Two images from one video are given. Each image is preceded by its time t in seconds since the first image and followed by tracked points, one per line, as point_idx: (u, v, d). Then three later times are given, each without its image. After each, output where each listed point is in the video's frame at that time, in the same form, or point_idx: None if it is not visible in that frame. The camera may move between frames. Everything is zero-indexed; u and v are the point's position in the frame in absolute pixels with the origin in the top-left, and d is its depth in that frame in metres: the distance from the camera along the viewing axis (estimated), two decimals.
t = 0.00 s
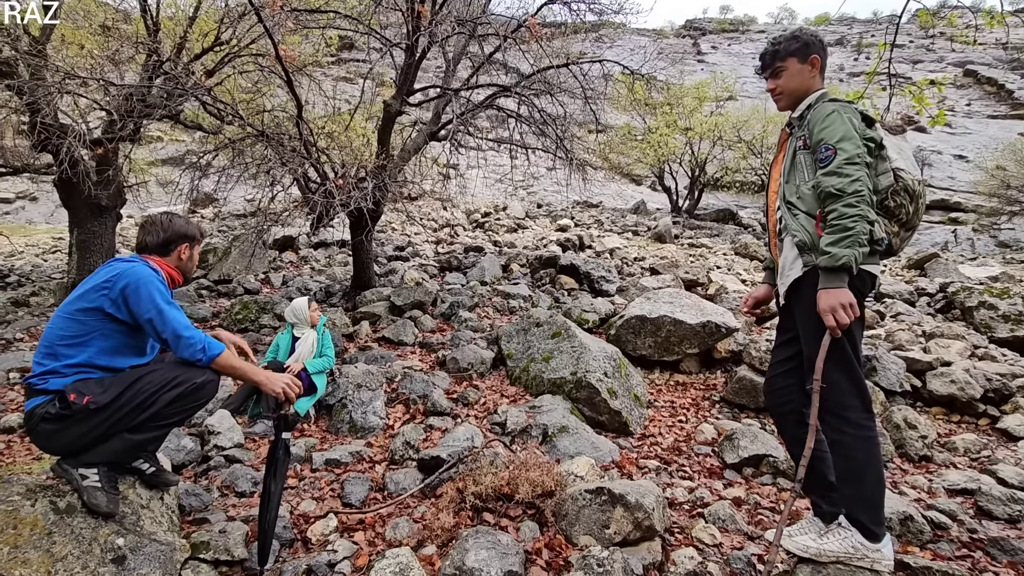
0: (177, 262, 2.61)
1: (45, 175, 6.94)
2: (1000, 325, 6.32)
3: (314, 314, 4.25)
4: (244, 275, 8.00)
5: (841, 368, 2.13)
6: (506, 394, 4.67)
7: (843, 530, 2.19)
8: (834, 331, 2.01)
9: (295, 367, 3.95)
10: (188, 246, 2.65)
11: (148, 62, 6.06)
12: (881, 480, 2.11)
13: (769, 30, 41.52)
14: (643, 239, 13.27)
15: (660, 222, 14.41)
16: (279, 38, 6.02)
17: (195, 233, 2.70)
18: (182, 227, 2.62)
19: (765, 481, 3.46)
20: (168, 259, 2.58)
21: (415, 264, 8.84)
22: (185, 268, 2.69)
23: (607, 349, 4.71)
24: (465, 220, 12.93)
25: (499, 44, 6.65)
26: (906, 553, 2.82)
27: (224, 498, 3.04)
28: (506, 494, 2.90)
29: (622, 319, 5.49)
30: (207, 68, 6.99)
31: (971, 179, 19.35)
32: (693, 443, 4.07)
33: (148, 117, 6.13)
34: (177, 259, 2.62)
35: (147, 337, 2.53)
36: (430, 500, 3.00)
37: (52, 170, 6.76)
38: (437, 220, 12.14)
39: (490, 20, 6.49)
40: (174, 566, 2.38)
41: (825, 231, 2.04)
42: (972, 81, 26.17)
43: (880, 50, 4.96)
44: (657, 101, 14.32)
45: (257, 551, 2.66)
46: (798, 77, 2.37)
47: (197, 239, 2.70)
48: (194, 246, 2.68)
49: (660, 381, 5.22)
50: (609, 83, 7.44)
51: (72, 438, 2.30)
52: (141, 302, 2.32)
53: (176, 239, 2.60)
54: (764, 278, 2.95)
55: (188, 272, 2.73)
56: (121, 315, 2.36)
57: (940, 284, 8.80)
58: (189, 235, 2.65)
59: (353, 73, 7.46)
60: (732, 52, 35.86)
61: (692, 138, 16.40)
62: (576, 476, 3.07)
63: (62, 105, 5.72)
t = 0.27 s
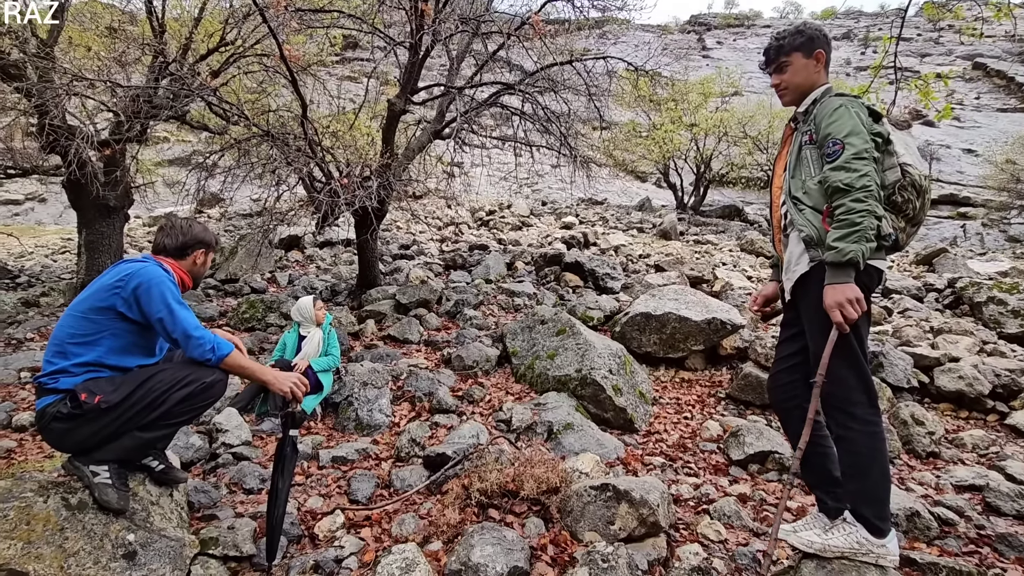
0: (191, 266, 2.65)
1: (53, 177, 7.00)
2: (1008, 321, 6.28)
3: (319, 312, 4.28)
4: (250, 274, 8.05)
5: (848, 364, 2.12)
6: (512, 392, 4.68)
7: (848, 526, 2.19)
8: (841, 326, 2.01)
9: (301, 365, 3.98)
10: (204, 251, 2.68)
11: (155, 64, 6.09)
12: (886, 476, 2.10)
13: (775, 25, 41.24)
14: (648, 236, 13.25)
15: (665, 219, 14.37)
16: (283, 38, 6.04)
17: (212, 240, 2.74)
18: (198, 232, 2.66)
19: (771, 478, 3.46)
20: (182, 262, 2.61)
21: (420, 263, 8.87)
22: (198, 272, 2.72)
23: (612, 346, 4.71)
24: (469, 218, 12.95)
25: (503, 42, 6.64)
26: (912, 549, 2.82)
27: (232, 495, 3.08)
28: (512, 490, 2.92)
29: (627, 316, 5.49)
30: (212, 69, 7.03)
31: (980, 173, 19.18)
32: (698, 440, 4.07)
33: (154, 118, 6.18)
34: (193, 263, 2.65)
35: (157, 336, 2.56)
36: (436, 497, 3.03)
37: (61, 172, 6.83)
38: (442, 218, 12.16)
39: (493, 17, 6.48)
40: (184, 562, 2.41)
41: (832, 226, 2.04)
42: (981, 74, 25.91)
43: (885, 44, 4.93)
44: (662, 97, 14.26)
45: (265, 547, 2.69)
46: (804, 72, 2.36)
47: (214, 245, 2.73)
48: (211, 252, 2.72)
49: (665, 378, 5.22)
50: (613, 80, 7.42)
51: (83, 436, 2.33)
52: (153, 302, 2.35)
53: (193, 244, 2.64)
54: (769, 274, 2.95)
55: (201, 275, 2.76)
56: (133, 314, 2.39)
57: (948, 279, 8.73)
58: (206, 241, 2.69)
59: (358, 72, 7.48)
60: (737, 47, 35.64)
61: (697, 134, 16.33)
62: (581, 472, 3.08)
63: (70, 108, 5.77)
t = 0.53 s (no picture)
0: (199, 265, 2.67)
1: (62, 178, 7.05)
2: (1018, 316, 6.22)
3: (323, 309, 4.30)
4: (257, 274, 8.10)
5: (853, 359, 2.11)
6: (517, 389, 4.69)
7: (855, 521, 2.18)
8: (845, 320, 2.01)
9: (308, 363, 4.00)
10: (213, 250, 2.71)
11: (161, 65, 6.13)
12: (893, 471, 2.10)
13: (781, 20, 40.97)
14: (653, 233, 13.21)
15: (671, 216, 14.33)
16: (288, 38, 6.05)
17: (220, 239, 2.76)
18: (206, 231, 2.68)
19: (778, 474, 3.46)
20: (191, 260, 2.64)
21: (425, 261, 8.88)
22: (206, 271, 2.74)
23: (618, 343, 4.71)
24: (474, 217, 12.96)
25: (507, 39, 6.63)
26: (920, 545, 2.81)
27: (241, 492, 3.11)
28: (518, 487, 2.92)
29: (632, 313, 5.48)
30: (218, 69, 7.06)
31: (989, 168, 19.00)
32: (704, 437, 4.06)
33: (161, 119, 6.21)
34: (201, 261, 2.67)
35: (167, 333, 2.59)
36: (442, 494, 3.04)
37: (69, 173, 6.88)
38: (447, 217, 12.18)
39: (497, 15, 6.47)
40: (194, 558, 2.44)
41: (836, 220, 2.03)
42: (990, 67, 25.64)
43: (891, 38, 4.89)
44: (667, 93, 14.20)
45: (274, 543, 2.71)
46: (807, 67, 2.35)
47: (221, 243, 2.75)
48: (219, 250, 2.74)
49: (671, 375, 5.21)
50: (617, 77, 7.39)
51: (95, 433, 2.36)
52: (164, 299, 2.38)
53: (202, 243, 2.66)
54: (774, 269, 2.94)
55: (210, 274, 2.78)
56: (144, 311, 2.42)
57: (956, 275, 8.66)
58: (215, 240, 2.72)
59: (362, 71, 7.49)
60: (742, 43, 35.43)
61: (702, 130, 16.25)
62: (586, 469, 3.09)
63: (78, 109, 5.82)
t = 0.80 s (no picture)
0: (206, 263, 2.69)
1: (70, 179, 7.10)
2: None
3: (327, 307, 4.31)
4: (263, 273, 8.14)
5: (861, 356, 2.10)
6: (523, 387, 4.70)
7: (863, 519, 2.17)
8: (853, 318, 2.00)
9: (314, 362, 4.02)
10: (220, 249, 2.72)
11: (167, 66, 6.15)
12: (901, 469, 2.08)
13: (786, 15, 40.69)
14: (658, 230, 13.17)
15: (676, 213, 14.27)
16: (293, 38, 6.06)
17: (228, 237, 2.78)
18: (214, 229, 2.70)
19: (785, 472, 3.44)
20: (199, 258, 2.66)
21: (430, 259, 8.89)
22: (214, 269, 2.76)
23: (624, 341, 4.70)
24: (479, 215, 12.96)
25: (511, 37, 6.60)
26: (929, 543, 2.80)
27: (249, 490, 3.13)
28: (524, 485, 2.93)
29: (638, 311, 5.47)
30: (223, 70, 7.08)
31: (999, 163, 18.81)
32: (711, 434, 4.05)
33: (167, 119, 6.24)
34: (208, 259, 2.69)
35: (178, 332, 2.61)
36: (448, 491, 3.05)
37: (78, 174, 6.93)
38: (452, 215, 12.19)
39: (501, 12, 6.44)
40: (203, 555, 2.46)
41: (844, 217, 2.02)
42: (999, 61, 25.35)
43: (899, 32, 4.85)
44: (672, 90, 14.13)
45: (282, 540, 2.73)
46: (812, 62, 2.34)
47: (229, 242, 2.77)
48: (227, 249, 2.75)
49: (677, 373, 5.20)
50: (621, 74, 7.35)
51: (106, 431, 2.38)
52: (174, 298, 2.40)
53: (209, 241, 2.68)
54: (782, 267, 2.93)
55: (218, 273, 2.80)
56: (154, 310, 2.44)
57: (965, 271, 8.59)
58: (223, 239, 2.73)
59: (367, 71, 7.50)
60: (748, 38, 35.20)
61: (707, 127, 16.16)
62: (592, 467, 3.09)
63: (85, 111, 5.85)
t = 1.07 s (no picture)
0: (212, 262, 2.70)
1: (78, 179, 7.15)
2: None
3: (332, 306, 4.33)
4: (269, 272, 8.17)
5: (870, 353, 2.09)
6: (529, 385, 4.70)
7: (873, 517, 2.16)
8: (862, 314, 1.99)
9: (321, 360, 4.04)
10: (225, 247, 2.73)
11: (173, 66, 6.18)
12: (911, 466, 2.07)
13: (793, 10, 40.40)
14: (664, 228, 13.12)
15: (681, 210, 14.22)
16: (298, 38, 6.07)
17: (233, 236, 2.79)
18: (218, 229, 2.71)
19: (793, 470, 3.43)
20: (205, 257, 2.67)
21: (436, 258, 8.90)
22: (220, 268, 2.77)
23: (629, 338, 4.69)
24: (484, 213, 12.96)
25: (515, 35, 6.58)
26: (939, 541, 2.77)
27: (257, 487, 3.15)
28: (530, 483, 2.93)
29: (644, 308, 5.45)
30: (229, 70, 7.11)
31: (1008, 159, 18.61)
32: (717, 432, 4.04)
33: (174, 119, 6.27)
34: (214, 258, 2.70)
35: (185, 330, 2.62)
36: (455, 489, 3.06)
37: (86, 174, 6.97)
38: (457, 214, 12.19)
39: (505, 10, 6.42)
40: (213, 552, 2.48)
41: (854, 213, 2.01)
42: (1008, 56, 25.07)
43: (907, 27, 4.81)
44: (677, 87, 14.06)
45: (290, 537, 2.74)
46: (820, 58, 2.32)
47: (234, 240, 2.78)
48: (232, 247, 2.76)
49: (683, 371, 5.19)
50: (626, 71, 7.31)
51: (115, 428, 2.40)
52: (180, 296, 2.41)
53: (214, 240, 2.69)
54: (790, 263, 2.91)
55: (224, 272, 2.82)
56: (161, 308, 2.45)
57: (975, 268, 8.50)
58: (228, 237, 2.74)
59: (372, 70, 7.50)
60: (754, 35, 34.98)
61: (713, 124, 16.08)
62: (599, 465, 3.09)
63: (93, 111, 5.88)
